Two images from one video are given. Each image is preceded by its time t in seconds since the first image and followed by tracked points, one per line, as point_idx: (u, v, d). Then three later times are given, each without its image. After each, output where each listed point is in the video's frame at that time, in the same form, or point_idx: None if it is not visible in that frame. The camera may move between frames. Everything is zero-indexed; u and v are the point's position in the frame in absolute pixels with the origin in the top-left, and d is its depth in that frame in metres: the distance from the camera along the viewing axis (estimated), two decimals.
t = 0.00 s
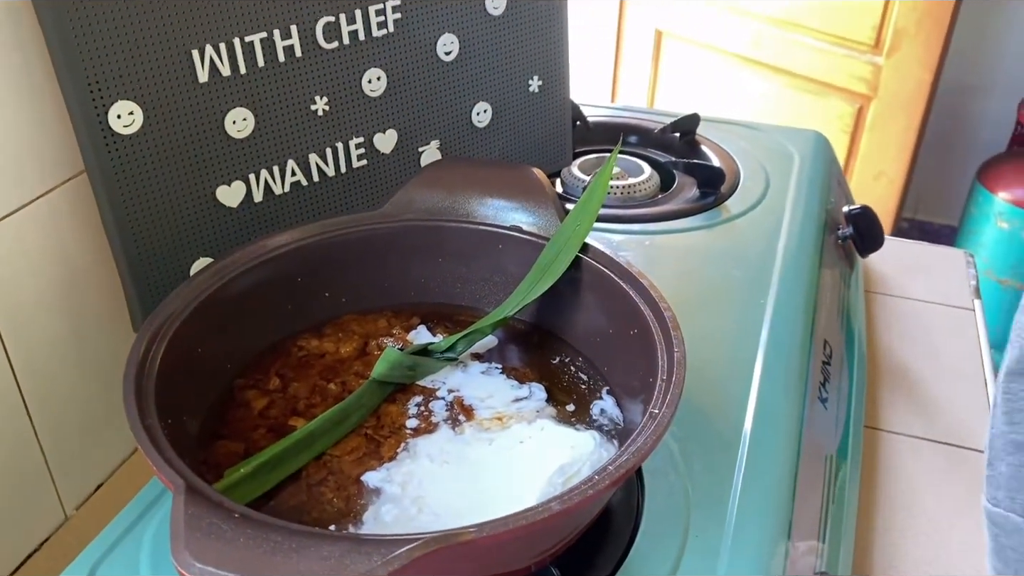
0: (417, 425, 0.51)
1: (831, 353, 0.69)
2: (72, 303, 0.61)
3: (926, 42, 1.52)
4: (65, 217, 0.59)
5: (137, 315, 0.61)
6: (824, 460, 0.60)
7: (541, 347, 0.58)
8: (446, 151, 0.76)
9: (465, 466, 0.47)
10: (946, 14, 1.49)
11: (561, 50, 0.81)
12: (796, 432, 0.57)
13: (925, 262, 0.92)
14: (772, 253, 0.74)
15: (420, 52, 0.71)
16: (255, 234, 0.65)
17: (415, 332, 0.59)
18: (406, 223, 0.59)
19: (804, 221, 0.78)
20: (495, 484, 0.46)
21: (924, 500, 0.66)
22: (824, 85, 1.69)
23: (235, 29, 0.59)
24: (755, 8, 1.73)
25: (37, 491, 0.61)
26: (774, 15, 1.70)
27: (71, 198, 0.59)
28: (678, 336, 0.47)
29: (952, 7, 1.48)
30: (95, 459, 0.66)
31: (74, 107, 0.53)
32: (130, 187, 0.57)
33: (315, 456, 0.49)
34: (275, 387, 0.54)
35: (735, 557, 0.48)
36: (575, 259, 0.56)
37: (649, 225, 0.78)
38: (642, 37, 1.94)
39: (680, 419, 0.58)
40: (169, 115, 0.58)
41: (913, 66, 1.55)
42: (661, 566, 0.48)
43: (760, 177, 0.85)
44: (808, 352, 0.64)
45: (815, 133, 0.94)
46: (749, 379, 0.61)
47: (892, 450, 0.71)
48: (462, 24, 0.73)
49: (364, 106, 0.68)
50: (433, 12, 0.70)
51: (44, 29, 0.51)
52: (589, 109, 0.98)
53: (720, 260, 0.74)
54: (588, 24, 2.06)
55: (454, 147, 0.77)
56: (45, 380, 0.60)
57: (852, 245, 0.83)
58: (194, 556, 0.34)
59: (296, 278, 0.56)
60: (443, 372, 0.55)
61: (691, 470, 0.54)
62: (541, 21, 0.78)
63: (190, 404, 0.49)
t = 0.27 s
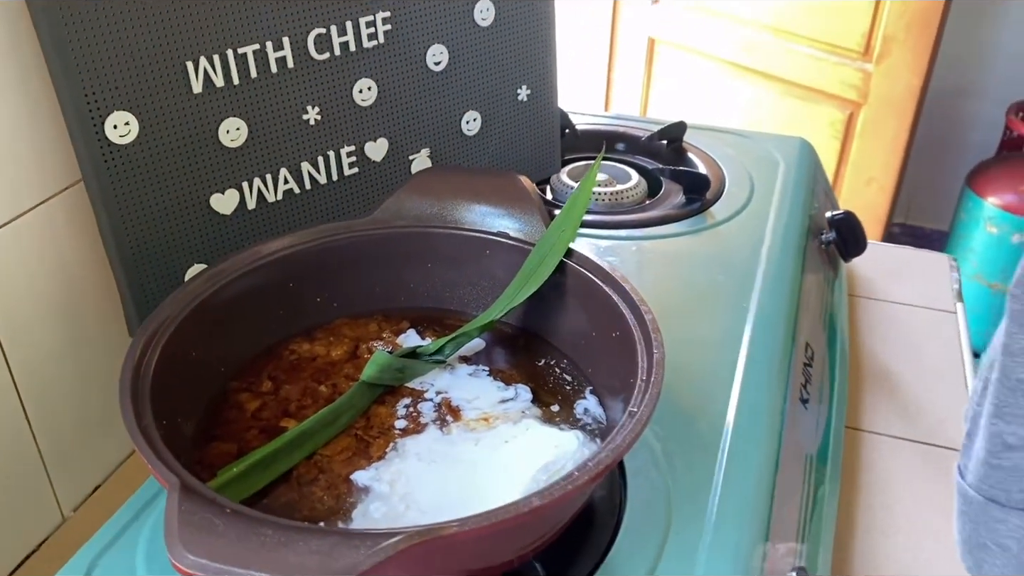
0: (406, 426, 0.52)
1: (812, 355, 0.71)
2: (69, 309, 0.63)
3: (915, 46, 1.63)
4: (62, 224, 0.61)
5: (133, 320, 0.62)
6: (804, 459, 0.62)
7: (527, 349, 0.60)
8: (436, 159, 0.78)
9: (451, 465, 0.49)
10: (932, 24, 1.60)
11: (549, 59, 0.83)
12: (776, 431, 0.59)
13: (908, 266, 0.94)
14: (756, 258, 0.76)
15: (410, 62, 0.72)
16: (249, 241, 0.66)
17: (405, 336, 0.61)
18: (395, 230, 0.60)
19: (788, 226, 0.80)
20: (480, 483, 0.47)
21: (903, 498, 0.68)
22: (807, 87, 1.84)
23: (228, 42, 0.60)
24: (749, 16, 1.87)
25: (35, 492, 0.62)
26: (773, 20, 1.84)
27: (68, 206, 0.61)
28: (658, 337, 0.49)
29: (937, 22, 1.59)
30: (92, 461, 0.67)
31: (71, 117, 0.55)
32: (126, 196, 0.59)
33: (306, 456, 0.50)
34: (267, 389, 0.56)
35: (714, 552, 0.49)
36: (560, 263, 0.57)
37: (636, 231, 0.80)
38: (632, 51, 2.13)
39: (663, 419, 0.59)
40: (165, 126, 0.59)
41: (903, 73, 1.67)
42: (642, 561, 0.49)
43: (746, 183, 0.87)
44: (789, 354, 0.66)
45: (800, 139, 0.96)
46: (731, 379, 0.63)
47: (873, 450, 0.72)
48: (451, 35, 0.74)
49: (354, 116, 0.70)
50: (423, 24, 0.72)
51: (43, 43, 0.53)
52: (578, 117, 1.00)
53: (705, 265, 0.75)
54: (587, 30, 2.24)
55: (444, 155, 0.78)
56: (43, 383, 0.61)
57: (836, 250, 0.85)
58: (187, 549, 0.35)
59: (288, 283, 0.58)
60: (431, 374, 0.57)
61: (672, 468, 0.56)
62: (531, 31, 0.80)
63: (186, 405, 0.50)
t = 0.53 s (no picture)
0: (388, 421, 0.56)
1: (779, 355, 0.74)
2: (69, 313, 0.66)
3: (898, 55, 1.69)
4: (62, 232, 0.64)
5: (130, 322, 0.65)
6: (768, 451, 0.65)
7: (505, 348, 0.63)
8: (422, 168, 0.81)
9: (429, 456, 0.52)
10: (914, 35, 1.66)
11: (531, 72, 0.87)
12: (741, 425, 0.62)
13: (879, 270, 0.98)
14: (727, 262, 0.79)
15: (395, 76, 0.76)
16: (241, 247, 0.70)
17: (389, 336, 0.64)
18: (379, 236, 0.63)
19: (759, 232, 0.83)
20: (455, 472, 0.50)
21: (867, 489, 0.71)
22: (793, 95, 1.91)
23: (220, 58, 0.64)
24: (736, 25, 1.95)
25: (36, 487, 0.65)
26: (759, 29, 1.91)
27: (67, 214, 0.64)
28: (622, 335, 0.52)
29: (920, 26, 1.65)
30: (91, 458, 0.70)
31: (72, 130, 0.58)
32: (123, 204, 0.62)
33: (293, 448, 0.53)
34: (257, 387, 0.59)
35: (677, 535, 0.53)
36: (535, 267, 0.61)
37: (613, 237, 0.83)
38: (625, 60, 2.22)
39: (633, 414, 0.63)
40: (160, 138, 0.63)
41: (886, 81, 1.73)
42: (610, 544, 0.52)
43: (720, 191, 0.90)
44: (756, 352, 0.69)
45: (774, 148, 0.99)
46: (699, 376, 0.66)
47: (840, 445, 0.75)
48: (435, 51, 0.78)
49: (341, 128, 0.73)
50: (407, 40, 0.75)
51: (45, 60, 0.56)
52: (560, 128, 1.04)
53: (678, 268, 0.79)
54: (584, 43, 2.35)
55: (429, 165, 0.82)
56: (44, 383, 0.64)
57: (805, 254, 0.89)
58: (180, 528, 0.39)
59: (278, 287, 0.61)
60: (412, 372, 0.60)
61: (640, 459, 0.59)
62: (513, 46, 0.84)
63: (181, 401, 0.54)
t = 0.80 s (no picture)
0: (379, 418, 0.58)
1: (757, 355, 0.77)
2: (74, 318, 0.68)
3: (884, 63, 1.73)
4: (67, 240, 0.67)
5: (133, 326, 0.68)
6: (744, 446, 0.68)
7: (491, 349, 0.66)
8: (413, 177, 0.84)
9: (418, 450, 0.55)
10: (899, 42, 1.70)
11: (517, 84, 0.90)
12: (718, 420, 0.65)
13: (858, 275, 1.01)
14: (708, 266, 0.82)
15: (387, 89, 0.79)
16: (239, 254, 0.73)
17: (380, 338, 0.67)
18: (371, 243, 0.66)
19: (740, 237, 0.86)
20: (442, 465, 0.53)
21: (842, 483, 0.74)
22: (779, 102, 1.94)
23: (219, 73, 0.67)
24: (725, 35, 1.99)
25: (43, 485, 0.67)
26: (747, 39, 1.95)
27: (72, 223, 0.67)
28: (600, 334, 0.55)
29: (906, 33, 1.69)
30: (95, 457, 0.73)
31: (78, 143, 0.61)
32: (126, 213, 0.65)
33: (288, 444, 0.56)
34: (255, 387, 0.62)
35: (653, 524, 0.56)
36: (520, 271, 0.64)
37: (599, 242, 0.86)
38: (616, 68, 2.26)
39: (614, 411, 0.66)
40: (162, 150, 0.65)
41: (873, 88, 1.77)
42: (591, 532, 0.55)
43: (702, 198, 0.93)
44: (734, 352, 0.72)
45: (754, 156, 1.03)
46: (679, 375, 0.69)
47: (817, 441, 0.78)
48: (425, 64, 0.81)
49: (335, 139, 0.76)
50: (398, 54, 0.79)
51: (53, 77, 0.59)
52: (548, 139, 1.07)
53: (661, 272, 0.82)
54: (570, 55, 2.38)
55: (421, 174, 0.85)
56: (50, 384, 0.67)
57: (785, 260, 0.93)
58: (183, 514, 0.41)
59: (274, 291, 0.64)
60: (403, 372, 0.63)
61: (620, 454, 0.62)
62: (500, 59, 0.88)
63: (183, 399, 0.56)
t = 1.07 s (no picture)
0: (378, 421, 0.60)
1: (750, 359, 0.78)
2: (77, 324, 0.70)
3: (877, 70, 1.75)
4: (71, 249, 0.68)
5: (135, 333, 0.69)
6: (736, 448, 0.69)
7: (488, 354, 0.67)
8: (411, 186, 0.85)
9: (416, 452, 0.56)
10: (891, 49, 1.72)
11: (512, 93, 0.92)
12: (710, 423, 0.66)
13: (850, 281, 1.03)
14: (701, 271, 0.84)
15: (385, 99, 0.80)
16: (240, 261, 0.74)
17: (378, 344, 0.68)
18: (369, 250, 0.68)
19: (732, 242, 0.88)
20: (440, 467, 0.54)
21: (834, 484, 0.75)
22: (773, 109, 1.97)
23: (220, 85, 0.68)
24: (720, 42, 2.01)
25: (46, 489, 0.68)
26: (742, 46, 1.97)
27: (76, 231, 0.68)
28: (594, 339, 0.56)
29: (898, 40, 1.71)
30: (98, 461, 0.74)
31: (81, 153, 0.62)
32: (129, 222, 0.66)
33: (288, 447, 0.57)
34: (256, 391, 0.63)
35: (647, 524, 0.57)
36: (516, 277, 0.65)
37: (594, 249, 0.87)
38: (613, 75, 2.27)
39: (609, 414, 0.67)
40: (164, 159, 0.67)
41: (867, 94, 1.79)
42: (586, 532, 0.57)
43: (696, 205, 0.95)
44: (727, 356, 0.73)
45: (747, 164, 1.04)
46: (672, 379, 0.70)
47: (809, 444, 0.79)
48: (422, 74, 0.83)
49: (334, 148, 0.78)
50: (396, 64, 0.80)
51: (57, 89, 0.60)
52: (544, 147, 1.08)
53: (655, 278, 0.83)
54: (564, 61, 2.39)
55: (418, 182, 0.86)
56: (53, 390, 0.68)
57: (777, 266, 0.94)
58: (187, 514, 0.42)
59: (274, 297, 0.65)
60: (401, 376, 0.64)
61: (615, 456, 0.63)
62: (495, 69, 0.89)
63: (185, 404, 0.58)
